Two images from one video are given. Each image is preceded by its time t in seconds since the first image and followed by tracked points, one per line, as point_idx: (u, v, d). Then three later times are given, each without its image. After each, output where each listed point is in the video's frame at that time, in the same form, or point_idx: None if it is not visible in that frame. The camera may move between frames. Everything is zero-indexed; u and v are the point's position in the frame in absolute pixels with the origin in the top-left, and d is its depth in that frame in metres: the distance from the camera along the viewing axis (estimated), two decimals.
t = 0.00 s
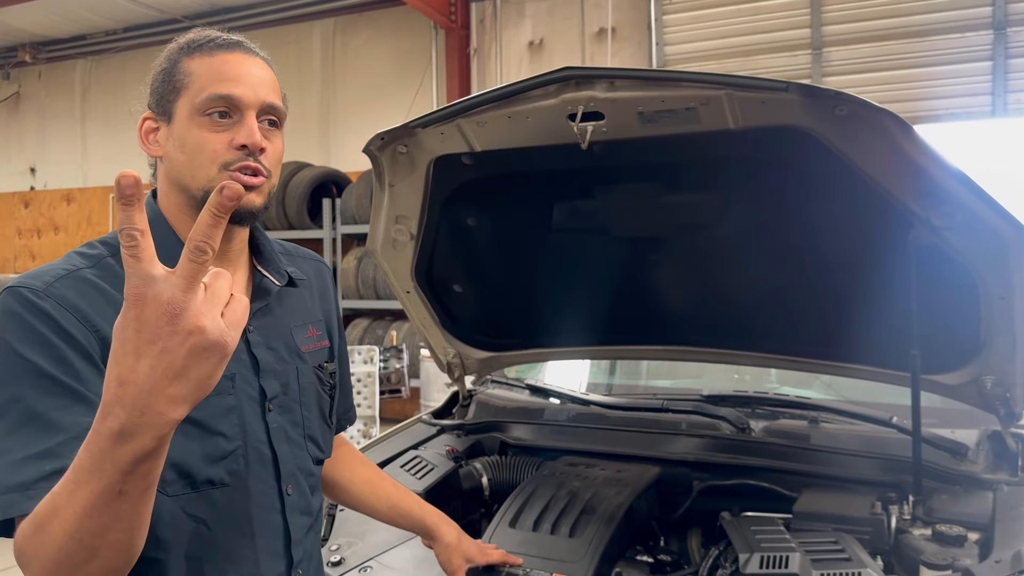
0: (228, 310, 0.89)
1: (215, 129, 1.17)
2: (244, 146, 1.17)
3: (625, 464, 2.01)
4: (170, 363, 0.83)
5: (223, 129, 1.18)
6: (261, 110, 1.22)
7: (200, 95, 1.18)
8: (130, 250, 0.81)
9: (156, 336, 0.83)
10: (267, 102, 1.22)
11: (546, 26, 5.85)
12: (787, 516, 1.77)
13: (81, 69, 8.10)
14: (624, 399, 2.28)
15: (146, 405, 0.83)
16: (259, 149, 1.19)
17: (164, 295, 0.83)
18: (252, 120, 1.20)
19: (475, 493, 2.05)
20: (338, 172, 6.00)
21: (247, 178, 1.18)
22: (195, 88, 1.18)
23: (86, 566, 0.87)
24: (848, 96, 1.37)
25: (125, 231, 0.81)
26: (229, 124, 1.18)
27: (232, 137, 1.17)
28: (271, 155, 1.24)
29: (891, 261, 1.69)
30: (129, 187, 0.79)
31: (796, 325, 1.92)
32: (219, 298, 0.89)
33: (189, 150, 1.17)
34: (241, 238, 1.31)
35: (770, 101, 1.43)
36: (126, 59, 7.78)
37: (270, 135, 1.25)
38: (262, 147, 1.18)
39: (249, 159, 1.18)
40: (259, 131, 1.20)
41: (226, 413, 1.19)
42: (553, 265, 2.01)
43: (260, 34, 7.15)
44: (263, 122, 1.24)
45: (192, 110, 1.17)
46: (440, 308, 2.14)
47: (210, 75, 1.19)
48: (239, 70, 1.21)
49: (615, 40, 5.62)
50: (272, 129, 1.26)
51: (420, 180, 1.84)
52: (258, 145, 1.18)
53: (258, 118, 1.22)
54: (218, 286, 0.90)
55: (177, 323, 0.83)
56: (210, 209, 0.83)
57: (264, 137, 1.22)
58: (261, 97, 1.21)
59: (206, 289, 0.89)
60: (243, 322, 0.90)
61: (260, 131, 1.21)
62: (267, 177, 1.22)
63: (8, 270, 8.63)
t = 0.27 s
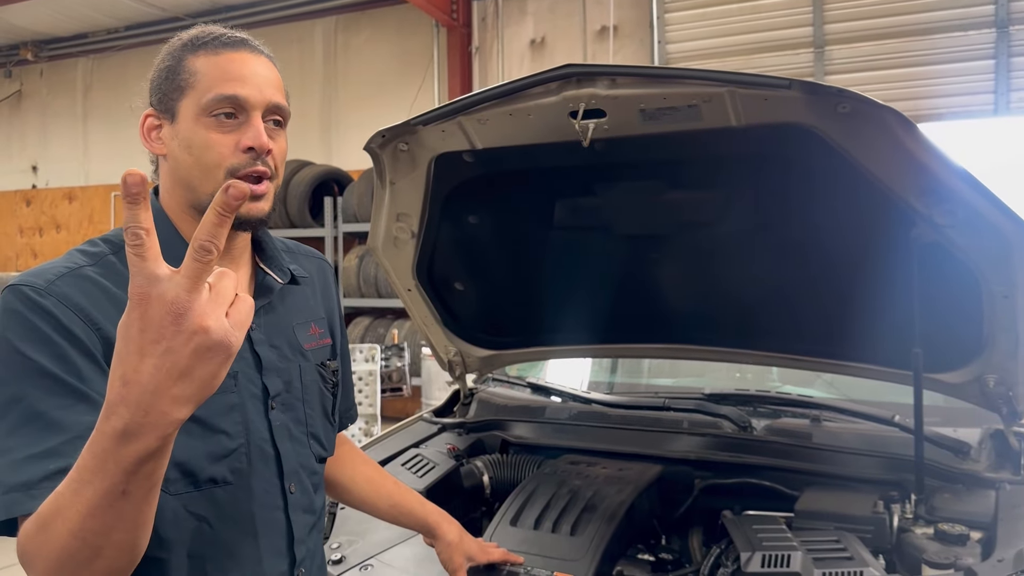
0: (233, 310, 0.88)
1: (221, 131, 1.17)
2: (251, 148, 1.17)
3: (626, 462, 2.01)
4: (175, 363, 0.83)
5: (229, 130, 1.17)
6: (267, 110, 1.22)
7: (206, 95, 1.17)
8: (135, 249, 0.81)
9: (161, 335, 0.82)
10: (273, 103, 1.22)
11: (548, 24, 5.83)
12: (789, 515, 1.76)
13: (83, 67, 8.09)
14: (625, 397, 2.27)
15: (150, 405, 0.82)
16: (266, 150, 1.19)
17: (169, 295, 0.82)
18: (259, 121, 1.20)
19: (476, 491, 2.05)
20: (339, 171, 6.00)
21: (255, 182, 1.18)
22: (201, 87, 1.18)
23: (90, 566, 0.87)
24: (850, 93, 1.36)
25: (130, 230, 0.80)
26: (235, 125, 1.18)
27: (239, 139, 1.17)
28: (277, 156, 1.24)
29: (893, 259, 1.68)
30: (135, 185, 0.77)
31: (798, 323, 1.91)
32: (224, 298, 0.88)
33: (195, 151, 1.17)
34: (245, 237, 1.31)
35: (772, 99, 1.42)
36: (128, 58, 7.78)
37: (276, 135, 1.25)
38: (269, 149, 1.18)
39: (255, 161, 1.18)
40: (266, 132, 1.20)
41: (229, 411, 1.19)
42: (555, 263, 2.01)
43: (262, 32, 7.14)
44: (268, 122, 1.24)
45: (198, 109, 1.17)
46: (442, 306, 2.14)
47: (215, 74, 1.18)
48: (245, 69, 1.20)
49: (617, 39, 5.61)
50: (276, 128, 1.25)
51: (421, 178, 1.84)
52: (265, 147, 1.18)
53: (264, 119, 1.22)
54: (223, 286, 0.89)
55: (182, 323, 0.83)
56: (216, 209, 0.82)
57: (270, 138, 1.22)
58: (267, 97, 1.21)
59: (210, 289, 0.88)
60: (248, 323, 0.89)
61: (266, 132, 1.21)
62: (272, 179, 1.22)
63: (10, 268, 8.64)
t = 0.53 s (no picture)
0: (238, 314, 0.88)
1: (224, 126, 1.17)
2: (255, 143, 1.17)
3: (627, 461, 2.01)
4: (179, 367, 0.83)
5: (232, 126, 1.17)
6: (269, 104, 1.22)
7: (207, 91, 1.17)
8: (141, 251, 0.80)
9: (166, 339, 0.82)
10: (275, 96, 1.22)
11: (549, 22, 5.80)
12: (790, 514, 1.76)
13: (84, 65, 8.09)
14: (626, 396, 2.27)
15: (155, 408, 0.82)
16: (270, 144, 1.19)
17: (175, 298, 0.82)
18: (261, 115, 1.19)
19: (477, 490, 2.05)
20: (341, 169, 5.99)
21: (258, 178, 1.19)
22: (202, 84, 1.17)
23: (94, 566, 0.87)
24: (852, 90, 1.36)
25: (137, 232, 0.79)
26: (238, 120, 1.18)
27: (243, 133, 1.17)
28: (279, 150, 1.24)
29: (895, 256, 1.68)
30: (142, 186, 0.78)
31: (800, 321, 1.91)
32: (229, 301, 0.88)
33: (198, 148, 1.16)
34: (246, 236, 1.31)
35: (774, 96, 1.42)
36: (129, 56, 7.78)
37: (278, 129, 1.25)
38: (273, 143, 1.18)
39: (259, 156, 1.18)
40: (270, 127, 1.19)
41: (231, 409, 1.18)
42: (556, 261, 2.00)
43: (263, 30, 7.14)
44: (270, 116, 1.23)
45: (200, 106, 1.16)
46: (443, 304, 2.13)
47: (216, 70, 1.18)
48: (246, 64, 1.20)
49: (618, 36, 5.61)
50: (278, 122, 1.25)
51: (421, 176, 1.83)
52: (269, 142, 1.18)
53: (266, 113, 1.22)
54: (229, 289, 0.89)
55: (187, 327, 0.82)
56: (223, 212, 0.82)
57: (273, 132, 1.22)
58: (269, 91, 1.21)
59: (216, 292, 0.88)
60: (252, 327, 0.89)
61: (269, 126, 1.21)
62: (276, 173, 1.22)
63: (12, 267, 8.65)
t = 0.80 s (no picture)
0: (243, 308, 0.88)
1: (229, 122, 1.16)
2: (262, 135, 1.17)
3: (627, 461, 2.00)
4: (185, 361, 0.83)
5: (237, 120, 1.17)
6: (270, 96, 1.22)
7: (209, 88, 1.16)
8: (146, 246, 0.81)
9: (171, 333, 0.82)
10: (275, 88, 1.22)
11: (551, 21, 5.78)
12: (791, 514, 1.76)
13: (87, 64, 8.10)
14: (628, 395, 2.27)
15: (160, 402, 0.82)
16: (275, 136, 1.19)
17: (179, 294, 0.82)
18: (264, 108, 1.20)
19: (478, 489, 2.05)
20: (342, 167, 5.99)
21: (267, 169, 1.19)
22: (202, 81, 1.17)
23: (102, 564, 0.86)
24: (854, 89, 1.35)
25: (143, 226, 0.80)
26: (242, 115, 1.17)
27: (249, 127, 1.17)
28: (283, 142, 1.24)
29: (899, 256, 1.67)
30: (149, 181, 0.79)
31: (801, 320, 1.90)
32: (233, 295, 0.87)
33: (205, 145, 1.16)
34: (249, 233, 1.31)
35: (775, 95, 1.41)
36: (131, 55, 7.78)
37: (280, 120, 1.25)
38: (279, 135, 1.18)
39: (266, 148, 1.19)
40: (273, 119, 1.20)
41: (233, 408, 1.18)
42: (557, 260, 2.00)
43: (265, 29, 7.14)
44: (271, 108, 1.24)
45: (203, 103, 1.16)
46: (444, 303, 2.13)
47: (215, 66, 1.17)
48: (244, 59, 1.20)
49: (620, 35, 5.60)
50: (278, 113, 1.25)
51: (423, 174, 1.83)
52: (275, 133, 1.19)
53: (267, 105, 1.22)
54: (233, 285, 0.88)
55: (192, 322, 0.82)
56: (226, 206, 0.82)
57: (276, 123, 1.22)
58: (268, 84, 1.21)
59: (221, 287, 0.87)
60: (257, 321, 0.89)
61: (272, 118, 1.21)
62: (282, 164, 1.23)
63: (14, 265, 8.66)
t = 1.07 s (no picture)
0: (239, 299, 0.88)
1: (235, 120, 1.17)
2: (270, 132, 1.18)
3: (630, 460, 2.00)
4: (190, 352, 0.83)
5: (243, 118, 1.17)
6: (273, 93, 1.22)
7: (213, 86, 1.16)
8: (143, 246, 0.80)
9: (173, 326, 0.82)
10: (278, 84, 1.23)
11: (553, 20, 5.75)
12: (794, 513, 1.76)
13: (89, 63, 8.11)
14: (631, 394, 2.26)
15: (167, 393, 0.83)
16: (281, 132, 1.20)
17: (177, 291, 0.82)
18: (268, 105, 1.20)
19: (480, 487, 2.05)
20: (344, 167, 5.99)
21: (275, 168, 1.21)
22: (205, 80, 1.16)
23: (124, 556, 0.88)
24: (857, 89, 1.35)
25: (137, 228, 0.80)
26: (247, 112, 1.18)
27: (256, 124, 1.17)
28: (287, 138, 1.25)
29: (901, 256, 1.67)
30: (141, 183, 0.79)
31: (804, 320, 1.90)
32: (230, 287, 0.87)
33: (213, 144, 1.16)
34: (253, 231, 1.31)
35: (778, 94, 1.41)
36: (133, 54, 7.79)
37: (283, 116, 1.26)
38: (285, 131, 1.19)
39: (273, 145, 1.20)
40: (278, 114, 1.21)
41: (239, 405, 1.18)
42: (559, 259, 2.00)
43: (267, 27, 7.14)
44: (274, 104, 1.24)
45: (208, 102, 1.16)
46: (446, 302, 2.13)
47: (218, 65, 1.17)
48: (245, 56, 1.20)
49: (622, 34, 5.60)
50: (281, 109, 1.26)
51: (425, 173, 1.83)
52: (281, 129, 1.20)
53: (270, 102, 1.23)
54: (228, 277, 0.88)
55: (192, 315, 0.82)
56: (215, 203, 0.82)
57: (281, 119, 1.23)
58: (271, 81, 1.21)
59: (216, 280, 0.87)
60: (255, 311, 0.89)
61: (276, 114, 1.22)
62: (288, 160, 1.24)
63: (16, 263, 8.66)
